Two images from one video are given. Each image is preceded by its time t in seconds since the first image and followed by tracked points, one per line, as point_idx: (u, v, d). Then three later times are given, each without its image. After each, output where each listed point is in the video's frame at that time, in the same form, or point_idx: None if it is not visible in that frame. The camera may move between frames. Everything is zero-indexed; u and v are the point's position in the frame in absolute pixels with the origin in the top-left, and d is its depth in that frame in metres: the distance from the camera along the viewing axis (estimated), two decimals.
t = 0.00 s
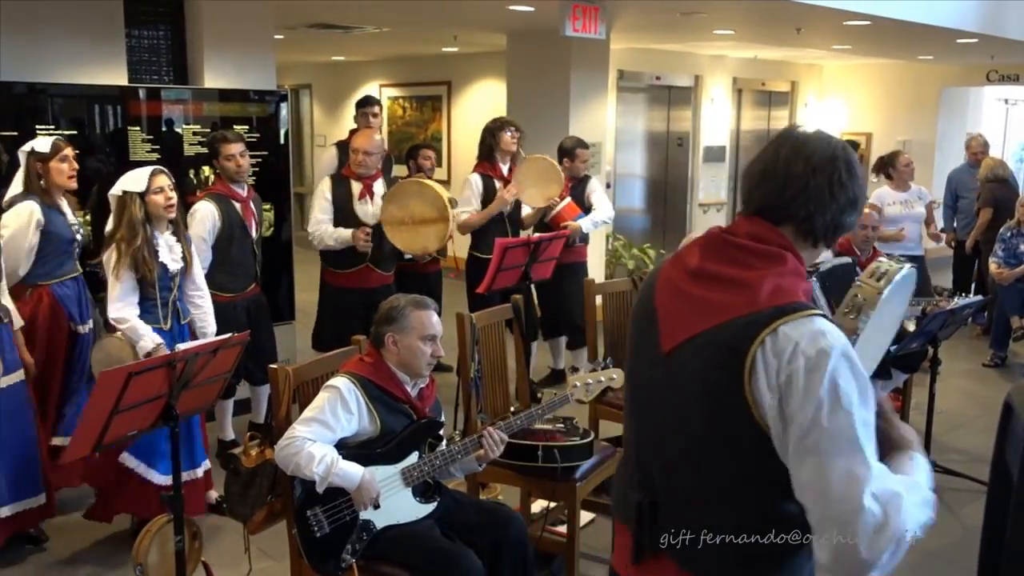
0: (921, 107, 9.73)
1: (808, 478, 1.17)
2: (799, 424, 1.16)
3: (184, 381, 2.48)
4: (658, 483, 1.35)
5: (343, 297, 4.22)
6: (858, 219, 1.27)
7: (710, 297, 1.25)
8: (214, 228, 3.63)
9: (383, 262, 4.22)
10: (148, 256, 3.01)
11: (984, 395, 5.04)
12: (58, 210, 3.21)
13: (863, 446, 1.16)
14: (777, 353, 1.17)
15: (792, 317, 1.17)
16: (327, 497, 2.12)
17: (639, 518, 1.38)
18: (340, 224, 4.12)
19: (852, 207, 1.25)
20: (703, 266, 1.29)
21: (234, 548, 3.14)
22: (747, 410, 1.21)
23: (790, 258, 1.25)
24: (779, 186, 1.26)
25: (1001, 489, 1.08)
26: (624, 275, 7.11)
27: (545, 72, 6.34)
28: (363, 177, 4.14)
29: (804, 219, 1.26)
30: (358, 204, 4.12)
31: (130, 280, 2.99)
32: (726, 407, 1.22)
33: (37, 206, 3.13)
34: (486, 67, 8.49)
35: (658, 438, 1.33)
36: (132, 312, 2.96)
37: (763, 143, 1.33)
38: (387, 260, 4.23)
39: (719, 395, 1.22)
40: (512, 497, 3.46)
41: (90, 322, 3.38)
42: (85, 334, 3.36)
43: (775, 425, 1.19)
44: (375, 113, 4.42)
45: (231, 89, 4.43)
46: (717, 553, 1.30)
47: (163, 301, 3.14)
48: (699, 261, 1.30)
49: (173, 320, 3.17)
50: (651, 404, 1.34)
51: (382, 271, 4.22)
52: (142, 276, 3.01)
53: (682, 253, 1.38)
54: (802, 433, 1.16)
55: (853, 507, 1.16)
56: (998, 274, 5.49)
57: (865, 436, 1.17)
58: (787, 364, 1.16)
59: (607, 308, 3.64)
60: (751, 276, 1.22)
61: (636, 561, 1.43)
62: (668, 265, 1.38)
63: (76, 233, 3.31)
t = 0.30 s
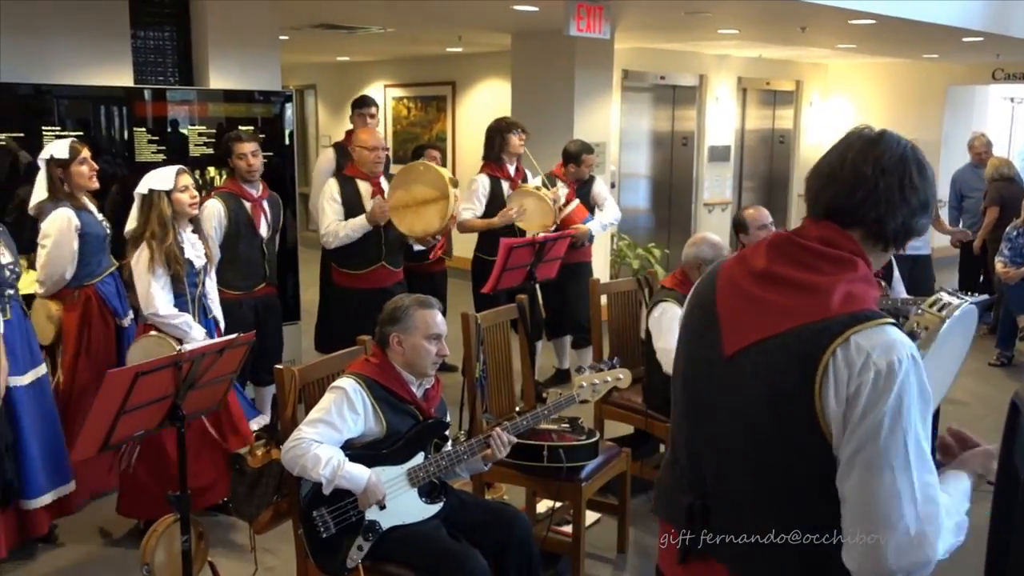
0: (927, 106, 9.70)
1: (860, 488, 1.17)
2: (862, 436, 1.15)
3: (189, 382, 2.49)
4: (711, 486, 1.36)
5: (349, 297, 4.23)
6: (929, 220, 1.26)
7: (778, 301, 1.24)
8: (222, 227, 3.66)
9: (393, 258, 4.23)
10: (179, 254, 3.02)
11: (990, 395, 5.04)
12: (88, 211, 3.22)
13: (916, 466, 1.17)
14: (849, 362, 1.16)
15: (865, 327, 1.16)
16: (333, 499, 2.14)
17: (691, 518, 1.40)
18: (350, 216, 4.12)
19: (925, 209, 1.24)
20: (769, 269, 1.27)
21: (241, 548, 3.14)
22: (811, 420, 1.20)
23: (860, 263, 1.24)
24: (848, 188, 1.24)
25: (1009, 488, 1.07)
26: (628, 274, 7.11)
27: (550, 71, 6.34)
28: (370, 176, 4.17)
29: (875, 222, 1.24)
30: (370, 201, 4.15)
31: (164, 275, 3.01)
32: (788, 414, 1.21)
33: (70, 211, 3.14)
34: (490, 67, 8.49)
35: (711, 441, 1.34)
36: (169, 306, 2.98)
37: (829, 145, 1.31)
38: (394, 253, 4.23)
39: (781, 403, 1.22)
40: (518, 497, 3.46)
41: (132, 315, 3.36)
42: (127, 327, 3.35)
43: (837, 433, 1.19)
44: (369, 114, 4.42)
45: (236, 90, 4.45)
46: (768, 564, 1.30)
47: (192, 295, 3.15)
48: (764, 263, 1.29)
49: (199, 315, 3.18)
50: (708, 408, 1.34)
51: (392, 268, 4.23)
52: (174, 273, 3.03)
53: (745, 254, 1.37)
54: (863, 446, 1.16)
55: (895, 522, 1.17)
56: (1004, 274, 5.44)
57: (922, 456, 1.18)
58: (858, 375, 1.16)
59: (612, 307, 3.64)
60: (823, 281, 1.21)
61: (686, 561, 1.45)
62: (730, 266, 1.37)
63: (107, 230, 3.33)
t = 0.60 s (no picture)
0: (932, 104, 9.67)
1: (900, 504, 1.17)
2: (890, 453, 1.15)
3: (195, 383, 2.49)
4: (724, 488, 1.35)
5: (355, 298, 4.25)
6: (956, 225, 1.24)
7: (801, 311, 1.22)
8: (236, 224, 3.70)
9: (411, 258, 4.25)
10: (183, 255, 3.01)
11: (997, 394, 5.02)
12: (99, 216, 3.24)
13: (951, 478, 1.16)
14: (875, 381, 1.15)
15: (891, 343, 1.15)
16: (339, 497, 2.14)
17: (702, 521, 1.40)
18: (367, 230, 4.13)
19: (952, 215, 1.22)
20: (790, 277, 1.25)
21: (246, 547, 3.15)
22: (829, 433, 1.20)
23: (884, 271, 1.22)
24: (877, 193, 1.22)
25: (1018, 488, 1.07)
26: (634, 274, 7.10)
27: (554, 71, 6.34)
28: (386, 176, 4.12)
29: (903, 228, 1.22)
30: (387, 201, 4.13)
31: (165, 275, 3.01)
32: (803, 425, 1.21)
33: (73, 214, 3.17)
34: (495, 66, 8.49)
35: (723, 445, 1.33)
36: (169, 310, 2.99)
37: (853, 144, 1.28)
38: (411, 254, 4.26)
39: (796, 414, 1.21)
40: (524, 497, 3.46)
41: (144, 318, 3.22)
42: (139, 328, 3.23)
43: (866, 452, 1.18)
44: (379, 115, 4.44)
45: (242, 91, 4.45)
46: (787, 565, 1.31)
47: (196, 296, 3.12)
48: (785, 270, 1.27)
49: (206, 315, 3.15)
50: (721, 412, 1.33)
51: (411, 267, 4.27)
52: (175, 273, 3.01)
53: (763, 255, 1.34)
54: (894, 462, 1.15)
55: (936, 534, 1.17)
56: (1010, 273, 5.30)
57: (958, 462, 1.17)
58: (885, 393, 1.15)
59: (617, 307, 3.64)
60: (847, 292, 1.19)
61: (698, 561, 1.45)
62: (747, 267, 1.35)
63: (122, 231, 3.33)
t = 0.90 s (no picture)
0: (938, 103, 9.62)
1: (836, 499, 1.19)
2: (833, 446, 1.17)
3: (201, 382, 2.49)
4: (688, 479, 1.37)
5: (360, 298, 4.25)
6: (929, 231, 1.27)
7: (770, 307, 1.24)
8: (242, 223, 3.74)
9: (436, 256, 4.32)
10: (162, 253, 3.04)
11: (1004, 394, 5.00)
12: (83, 215, 3.30)
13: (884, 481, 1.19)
14: (827, 376, 1.18)
15: (848, 342, 1.17)
16: (343, 497, 2.14)
17: (666, 510, 1.42)
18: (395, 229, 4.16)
19: (926, 220, 1.24)
20: (762, 274, 1.27)
21: (252, 547, 3.16)
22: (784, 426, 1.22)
23: (853, 274, 1.25)
24: (855, 195, 1.24)
25: None
26: (639, 274, 7.09)
27: (560, 70, 6.34)
28: (409, 176, 4.15)
29: (879, 229, 1.24)
30: (410, 202, 4.17)
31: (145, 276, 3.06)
32: (765, 419, 1.23)
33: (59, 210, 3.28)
34: (500, 66, 8.48)
35: (689, 437, 1.35)
36: (136, 310, 3.04)
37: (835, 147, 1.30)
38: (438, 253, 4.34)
39: (758, 406, 1.24)
40: (529, 496, 3.46)
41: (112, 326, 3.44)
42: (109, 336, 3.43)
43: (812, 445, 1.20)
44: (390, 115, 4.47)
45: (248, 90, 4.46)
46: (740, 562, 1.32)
47: (177, 296, 3.10)
48: (758, 266, 1.28)
49: (185, 317, 3.12)
50: (688, 403, 1.35)
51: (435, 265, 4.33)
52: (153, 272, 3.05)
53: (737, 252, 1.36)
54: (832, 458, 1.18)
55: (859, 533, 1.19)
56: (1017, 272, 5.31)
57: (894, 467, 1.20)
58: (835, 388, 1.17)
59: (622, 306, 3.64)
60: (814, 291, 1.21)
61: (660, 549, 1.46)
62: (724, 262, 1.36)
63: (102, 237, 3.34)
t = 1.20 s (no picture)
0: (947, 103, 9.59)
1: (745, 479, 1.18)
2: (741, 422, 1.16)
3: (209, 381, 2.50)
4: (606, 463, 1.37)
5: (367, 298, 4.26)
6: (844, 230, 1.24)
7: (683, 295, 1.24)
8: (248, 222, 3.74)
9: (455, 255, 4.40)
10: (151, 254, 3.07)
11: (1014, 395, 4.98)
12: (77, 211, 3.30)
13: (801, 460, 1.16)
14: (734, 355, 1.16)
15: (753, 323, 1.16)
16: (352, 496, 2.14)
17: (584, 494, 1.41)
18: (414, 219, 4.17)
19: (837, 218, 1.22)
20: (679, 263, 1.27)
21: (259, 546, 3.16)
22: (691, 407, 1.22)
23: (764, 265, 1.23)
24: (764, 191, 1.23)
25: None
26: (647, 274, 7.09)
27: (567, 70, 6.33)
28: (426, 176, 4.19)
29: (786, 225, 1.22)
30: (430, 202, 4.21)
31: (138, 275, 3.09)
32: (676, 402, 1.23)
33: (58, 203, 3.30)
34: (508, 66, 8.48)
35: (611, 422, 1.35)
36: (125, 316, 3.12)
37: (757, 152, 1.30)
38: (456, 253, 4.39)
39: (672, 388, 1.23)
40: (536, 496, 3.46)
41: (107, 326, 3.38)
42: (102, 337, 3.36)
43: (724, 424, 1.19)
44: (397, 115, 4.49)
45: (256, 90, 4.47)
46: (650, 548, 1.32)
47: (163, 299, 3.10)
48: (677, 256, 1.29)
49: (171, 319, 3.11)
50: (612, 387, 1.35)
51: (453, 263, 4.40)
52: (143, 272, 3.08)
53: (662, 250, 1.36)
54: (740, 435, 1.17)
55: (777, 512, 1.17)
56: None
57: (810, 451, 1.17)
58: (743, 368, 1.15)
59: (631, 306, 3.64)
60: (723, 278, 1.21)
61: (575, 531, 1.44)
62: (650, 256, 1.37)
63: (89, 234, 3.30)
